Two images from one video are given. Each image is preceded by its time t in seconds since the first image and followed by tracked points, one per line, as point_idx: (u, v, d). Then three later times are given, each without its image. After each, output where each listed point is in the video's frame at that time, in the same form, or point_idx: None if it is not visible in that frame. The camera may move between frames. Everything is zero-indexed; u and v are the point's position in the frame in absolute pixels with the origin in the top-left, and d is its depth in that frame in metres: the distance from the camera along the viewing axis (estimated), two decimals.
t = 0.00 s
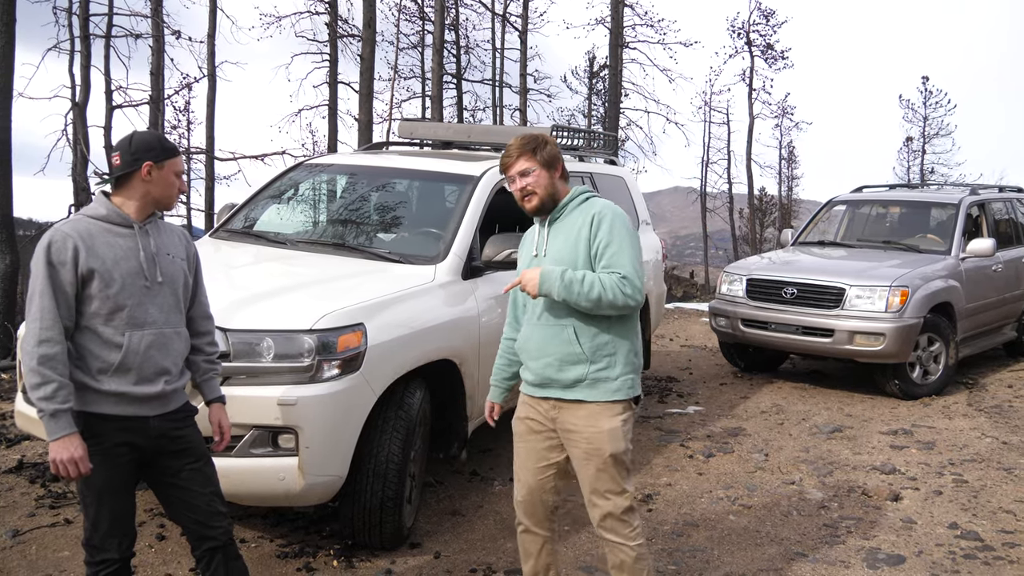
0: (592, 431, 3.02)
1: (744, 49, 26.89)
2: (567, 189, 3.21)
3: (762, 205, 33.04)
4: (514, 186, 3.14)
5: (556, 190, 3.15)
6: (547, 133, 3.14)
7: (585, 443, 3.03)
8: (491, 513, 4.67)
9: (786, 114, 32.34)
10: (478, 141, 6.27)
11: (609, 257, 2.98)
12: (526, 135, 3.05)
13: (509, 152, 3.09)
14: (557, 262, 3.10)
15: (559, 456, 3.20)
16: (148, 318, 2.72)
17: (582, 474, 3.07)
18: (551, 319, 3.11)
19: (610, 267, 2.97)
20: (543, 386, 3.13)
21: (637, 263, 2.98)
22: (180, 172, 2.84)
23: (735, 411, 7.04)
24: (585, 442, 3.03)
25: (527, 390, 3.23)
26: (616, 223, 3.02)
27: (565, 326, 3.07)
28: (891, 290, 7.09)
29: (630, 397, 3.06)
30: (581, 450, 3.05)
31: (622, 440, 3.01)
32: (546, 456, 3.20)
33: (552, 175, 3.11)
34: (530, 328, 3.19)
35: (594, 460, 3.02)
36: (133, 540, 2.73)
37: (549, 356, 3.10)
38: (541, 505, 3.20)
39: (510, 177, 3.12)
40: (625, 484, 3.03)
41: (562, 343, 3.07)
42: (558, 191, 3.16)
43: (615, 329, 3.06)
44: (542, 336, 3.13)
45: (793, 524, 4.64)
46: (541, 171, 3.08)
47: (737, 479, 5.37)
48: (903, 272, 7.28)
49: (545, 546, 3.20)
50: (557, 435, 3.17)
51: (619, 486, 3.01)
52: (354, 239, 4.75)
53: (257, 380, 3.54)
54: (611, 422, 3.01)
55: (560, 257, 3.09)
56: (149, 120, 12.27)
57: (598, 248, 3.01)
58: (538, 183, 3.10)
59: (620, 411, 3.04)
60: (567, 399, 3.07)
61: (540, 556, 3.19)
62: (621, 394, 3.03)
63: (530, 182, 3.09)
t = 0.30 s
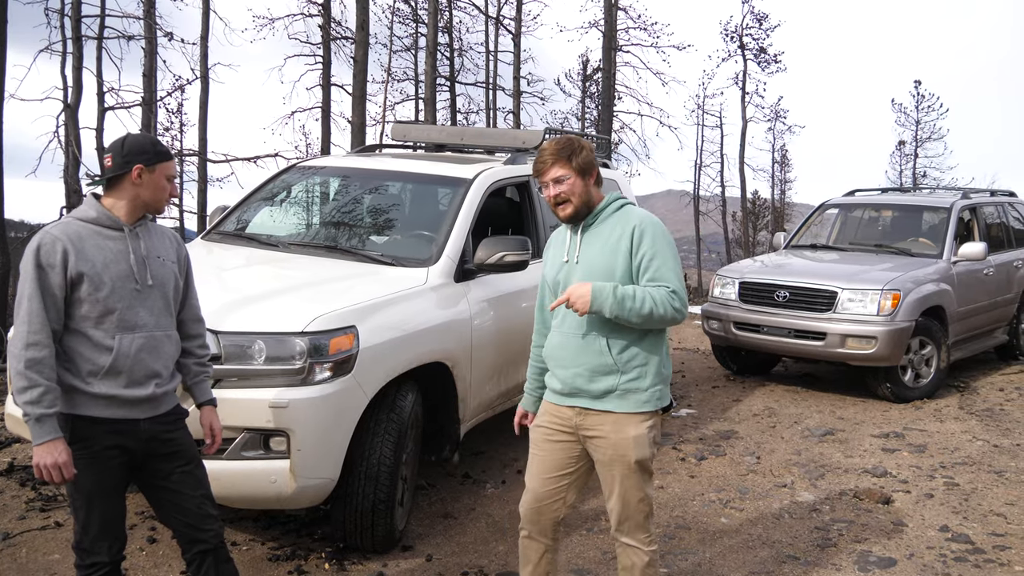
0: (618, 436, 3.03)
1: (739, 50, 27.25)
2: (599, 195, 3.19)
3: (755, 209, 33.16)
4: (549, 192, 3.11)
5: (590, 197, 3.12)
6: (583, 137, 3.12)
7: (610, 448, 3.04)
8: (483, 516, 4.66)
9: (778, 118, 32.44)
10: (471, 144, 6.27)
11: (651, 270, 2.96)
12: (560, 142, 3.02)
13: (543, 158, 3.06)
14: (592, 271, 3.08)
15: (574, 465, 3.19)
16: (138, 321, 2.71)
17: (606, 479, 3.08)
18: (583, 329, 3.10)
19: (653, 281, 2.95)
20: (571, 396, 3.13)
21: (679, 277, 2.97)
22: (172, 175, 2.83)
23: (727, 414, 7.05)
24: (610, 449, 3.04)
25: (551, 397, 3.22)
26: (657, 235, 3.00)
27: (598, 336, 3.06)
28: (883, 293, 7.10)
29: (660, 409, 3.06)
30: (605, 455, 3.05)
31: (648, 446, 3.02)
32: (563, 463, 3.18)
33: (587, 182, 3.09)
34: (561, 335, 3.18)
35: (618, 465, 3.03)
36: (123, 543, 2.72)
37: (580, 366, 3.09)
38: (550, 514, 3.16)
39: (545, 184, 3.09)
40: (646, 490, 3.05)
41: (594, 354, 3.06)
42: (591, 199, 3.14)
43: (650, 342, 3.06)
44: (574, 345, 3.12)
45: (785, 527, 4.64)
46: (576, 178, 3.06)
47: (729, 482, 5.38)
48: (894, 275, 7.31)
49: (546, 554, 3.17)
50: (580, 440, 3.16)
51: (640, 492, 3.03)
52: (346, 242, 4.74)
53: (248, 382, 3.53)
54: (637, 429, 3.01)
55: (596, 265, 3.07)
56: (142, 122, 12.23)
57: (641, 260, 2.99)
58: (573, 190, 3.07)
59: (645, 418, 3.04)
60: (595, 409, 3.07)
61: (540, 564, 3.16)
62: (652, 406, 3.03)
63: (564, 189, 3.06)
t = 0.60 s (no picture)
0: (629, 439, 3.03)
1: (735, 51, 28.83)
2: (621, 200, 3.15)
3: (752, 209, 33.21)
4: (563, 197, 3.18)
5: (602, 204, 3.12)
6: (602, 140, 3.10)
7: (621, 451, 3.05)
8: (481, 517, 4.66)
9: (775, 118, 32.46)
10: (469, 145, 6.27)
11: (675, 282, 2.90)
12: (572, 146, 3.07)
13: (557, 163, 3.13)
14: (613, 275, 3.04)
15: (591, 465, 3.20)
16: (135, 323, 2.71)
17: (616, 480, 3.09)
18: (600, 329, 3.09)
19: (677, 295, 2.89)
20: (585, 395, 3.14)
21: (707, 291, 2.90)
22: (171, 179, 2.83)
23: (725, 415, 7.05)
24: (621, 450, 3.04)
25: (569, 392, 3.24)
26: (685, 246, 2.92)
27: (615, 339, 3.05)
28: (880, 294, 7.11)
29: (674, 416, 3.07)
30: (616, 457, 3.06)
31: (658, 450, 3.02)
32: (580, 462, 3.19)
33: (596, 188, 3.09)
34: (579, 333, 3.17)
35: (629, 467, 3.04)
36: (120, 545, 2.71)
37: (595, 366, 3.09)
38: (564, 512, 3.18)
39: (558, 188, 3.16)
40: (658, 493, 3.05)
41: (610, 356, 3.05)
42: (605, 204, 3.13)
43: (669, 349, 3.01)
44: (590, 345, 3.11)
45: (782, 527, 4.65)
46: (582, 185, 3.09)
47: (727, 483, 5.37)
48: (891, 276, 7.32)
49: (557, 553, 3.18)
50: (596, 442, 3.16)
51: (651, 495, 3.03)
52: (344, 243, 4.74)
53: (245, 384, 3.52)
54: (648, 433, 3.02)
55: (617, 269, 3.04)
56: (139, 123, 12.21)
57: (665, 272, 2.92)
58: (580, 195, 3.10)
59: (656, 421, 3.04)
60: (607, 410, 3.07)
61: (551, 561, 3.18)
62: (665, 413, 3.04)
63: (572, 194, 3.11)
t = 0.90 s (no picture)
0: (632, 438, 3.02)
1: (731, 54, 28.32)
2: (627, 201, 3.13)
3: (751, 209, 33.26)
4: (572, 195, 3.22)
5: (605, 206, 3.12)
6: (609, 142, 3.07)
7: (625, 450, 3.04)
8: (480, 517, 4.66)
9: (774, 118, 32.47)
10: (468, 145, 6.27)
11: (676, 287, 2.88)
12: (574, 150, 3.10)
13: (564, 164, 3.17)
14: (615, 277, 3.04)
15: (599, 462, 3.18)
16: (135, 323, 2.71)
17: (620, 478, 3.08)
18: (603, 330, 3.10)
19: (677, 300, 2.87)
20: (591, 394, 3.15)
21: (709, 295, 2.87)
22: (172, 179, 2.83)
23: (724, 414, 7.05)
24: (624, 450, 3.04)
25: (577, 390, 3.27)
26: (685, 250, 2.89)
27: (617, 340, 3.05)
28: (879, 294, 7.12)
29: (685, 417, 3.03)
30: (620, 456, 3.05)
31: (663, 450, 3.01)
32: (587, 457, 3.19)
33: (599, 191, 3.10)
34: (585, 332, 3.19)
35: (632, 466, 3.03)
36: (120, 545, 2.71)
37: (598, 366, 3.10)
38: (569, 506, 3.19)
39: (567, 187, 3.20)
40: (662, 494, 3.05)
41: (613, 357, 3.06)
42: (609, 206, 3.12)
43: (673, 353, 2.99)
44: (594, 345, 3.12)
45: (781, 527, 4.65)
46: (584, 187, 3.10)
47: (726, 482, 5.38)
48: (890, 276, 7.32)
49: (560, 547, 3.20)
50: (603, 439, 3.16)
51: (655, 495, 3.03)
52: (343, 243, 4.74)
53: (244, 383, 3.53)
54: (650, 432, 3.00)
55: (619, 270, 3.03)
56: (139, 123, 12.20)
57: (666, 276, 2.90)
58: (582, 197, 3.13)
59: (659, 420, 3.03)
60: (611, 410, 3.08)
61: (553, 554, 3.19)
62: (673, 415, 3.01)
63: (575, 195, 3.14)
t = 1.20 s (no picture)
0: (626, 438, 3.02)
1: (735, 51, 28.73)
2: (629, 199, 3.12)
3: (751, 208, 33.24)
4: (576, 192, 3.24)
5: (606, 203, 3.13)
6: (610, 140, 3.07)
7: (619, 449, 3.04)
8: (480, 515, 4.66)
9: (774, 117, 32.47)
10: (468, 144, 6.27)
11: (673, 284, 2.87)
12: (577, 147, 3.12)
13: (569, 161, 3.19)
14: (613, 275, 3.04)
15: (600, 460, 3.18)
16: (135, 321, 2.71)
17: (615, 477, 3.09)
18: (600, 327, 3.10)
19: (674, 298, 2.86)
20: (587, 392, 3.16)
21: (707, 293, 2.84)
22: (173, 178, 2.82)
23: (724, 413, 7.06)
24: (619, 449, 3.04)
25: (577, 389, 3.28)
26: (683, 248, 2.88)
27: (613, 338, 3.05)
28: (879, 293, 7.12)
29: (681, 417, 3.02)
30: (613, 456, 3.06)
31: (656, 450, 3.00)
32: (589, 456, 3.19)
33: (599, 190, 3.10)
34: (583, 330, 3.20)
35: (628, 465, 3.03)
36: (119, 543, 2.71)
37: (595, 364, 3.11)
38: (571, 505, 3.20)
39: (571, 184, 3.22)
40: (658, 493, 3.04)
41: (608, 355, 3.06)
42: (610, 204, 3.13)
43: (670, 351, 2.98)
44: (592, 342, 3.13)
45: (781, 525, 4.65)
46: (584, 186, 3.12)
47: (725, 481, 5.38)
48: (890, 275, 7.32)
49: (565, 545, 3.20)
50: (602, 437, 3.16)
51: (650, 495, 3.02)
52: (343, 241, 4.74)
53: (244, 382, 3.53)
54: (651, 431, 3.00)
55: (618, 268, 3.03)
56: (138, 121, 12.18)
57: (664, 273, 2.89)
58: (584, 195, 3.14)
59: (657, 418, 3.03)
60: (607, 408, 3.08)
61: (558, 552, 3.20)
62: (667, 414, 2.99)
63: (577, 192, 3.16)
